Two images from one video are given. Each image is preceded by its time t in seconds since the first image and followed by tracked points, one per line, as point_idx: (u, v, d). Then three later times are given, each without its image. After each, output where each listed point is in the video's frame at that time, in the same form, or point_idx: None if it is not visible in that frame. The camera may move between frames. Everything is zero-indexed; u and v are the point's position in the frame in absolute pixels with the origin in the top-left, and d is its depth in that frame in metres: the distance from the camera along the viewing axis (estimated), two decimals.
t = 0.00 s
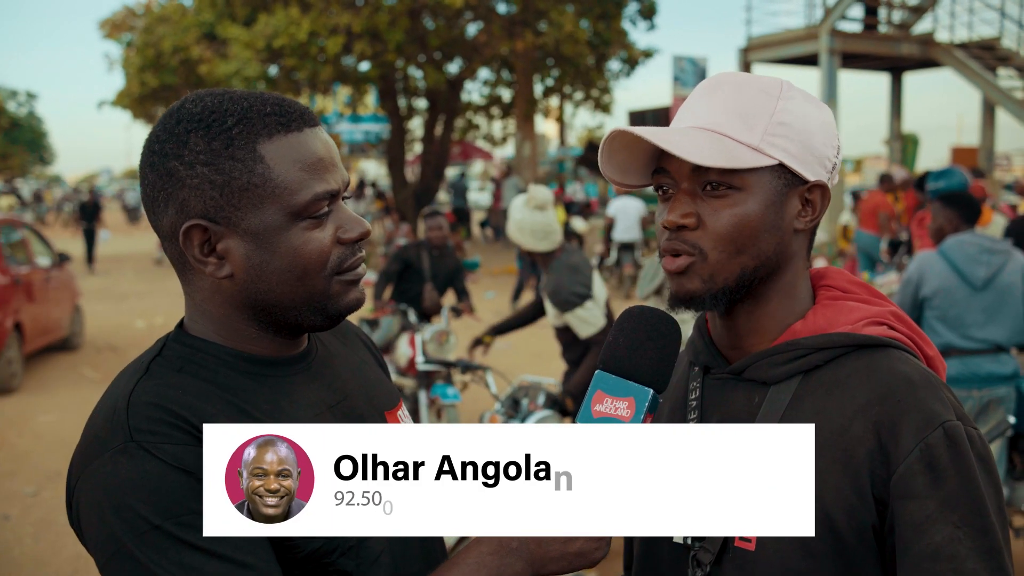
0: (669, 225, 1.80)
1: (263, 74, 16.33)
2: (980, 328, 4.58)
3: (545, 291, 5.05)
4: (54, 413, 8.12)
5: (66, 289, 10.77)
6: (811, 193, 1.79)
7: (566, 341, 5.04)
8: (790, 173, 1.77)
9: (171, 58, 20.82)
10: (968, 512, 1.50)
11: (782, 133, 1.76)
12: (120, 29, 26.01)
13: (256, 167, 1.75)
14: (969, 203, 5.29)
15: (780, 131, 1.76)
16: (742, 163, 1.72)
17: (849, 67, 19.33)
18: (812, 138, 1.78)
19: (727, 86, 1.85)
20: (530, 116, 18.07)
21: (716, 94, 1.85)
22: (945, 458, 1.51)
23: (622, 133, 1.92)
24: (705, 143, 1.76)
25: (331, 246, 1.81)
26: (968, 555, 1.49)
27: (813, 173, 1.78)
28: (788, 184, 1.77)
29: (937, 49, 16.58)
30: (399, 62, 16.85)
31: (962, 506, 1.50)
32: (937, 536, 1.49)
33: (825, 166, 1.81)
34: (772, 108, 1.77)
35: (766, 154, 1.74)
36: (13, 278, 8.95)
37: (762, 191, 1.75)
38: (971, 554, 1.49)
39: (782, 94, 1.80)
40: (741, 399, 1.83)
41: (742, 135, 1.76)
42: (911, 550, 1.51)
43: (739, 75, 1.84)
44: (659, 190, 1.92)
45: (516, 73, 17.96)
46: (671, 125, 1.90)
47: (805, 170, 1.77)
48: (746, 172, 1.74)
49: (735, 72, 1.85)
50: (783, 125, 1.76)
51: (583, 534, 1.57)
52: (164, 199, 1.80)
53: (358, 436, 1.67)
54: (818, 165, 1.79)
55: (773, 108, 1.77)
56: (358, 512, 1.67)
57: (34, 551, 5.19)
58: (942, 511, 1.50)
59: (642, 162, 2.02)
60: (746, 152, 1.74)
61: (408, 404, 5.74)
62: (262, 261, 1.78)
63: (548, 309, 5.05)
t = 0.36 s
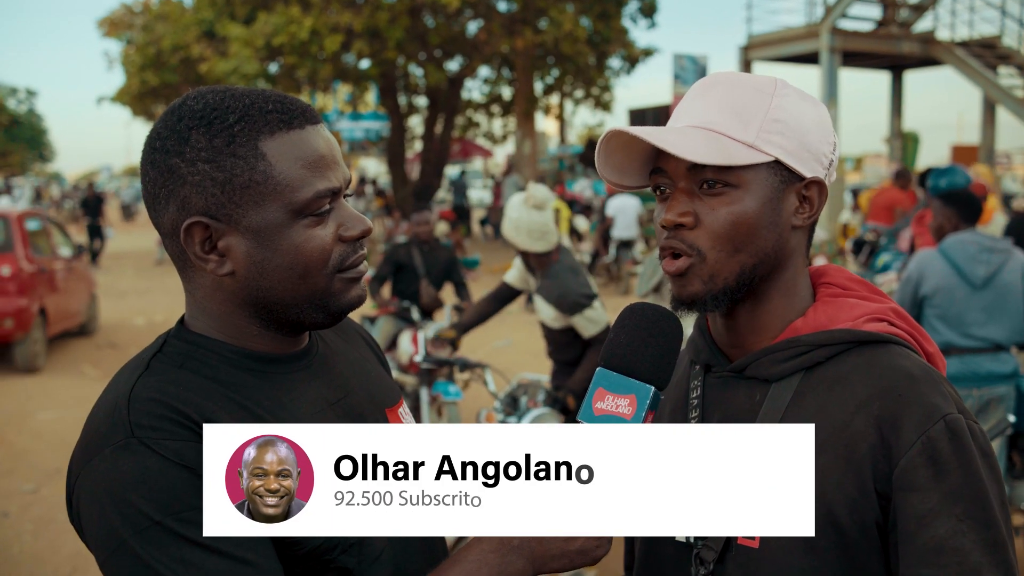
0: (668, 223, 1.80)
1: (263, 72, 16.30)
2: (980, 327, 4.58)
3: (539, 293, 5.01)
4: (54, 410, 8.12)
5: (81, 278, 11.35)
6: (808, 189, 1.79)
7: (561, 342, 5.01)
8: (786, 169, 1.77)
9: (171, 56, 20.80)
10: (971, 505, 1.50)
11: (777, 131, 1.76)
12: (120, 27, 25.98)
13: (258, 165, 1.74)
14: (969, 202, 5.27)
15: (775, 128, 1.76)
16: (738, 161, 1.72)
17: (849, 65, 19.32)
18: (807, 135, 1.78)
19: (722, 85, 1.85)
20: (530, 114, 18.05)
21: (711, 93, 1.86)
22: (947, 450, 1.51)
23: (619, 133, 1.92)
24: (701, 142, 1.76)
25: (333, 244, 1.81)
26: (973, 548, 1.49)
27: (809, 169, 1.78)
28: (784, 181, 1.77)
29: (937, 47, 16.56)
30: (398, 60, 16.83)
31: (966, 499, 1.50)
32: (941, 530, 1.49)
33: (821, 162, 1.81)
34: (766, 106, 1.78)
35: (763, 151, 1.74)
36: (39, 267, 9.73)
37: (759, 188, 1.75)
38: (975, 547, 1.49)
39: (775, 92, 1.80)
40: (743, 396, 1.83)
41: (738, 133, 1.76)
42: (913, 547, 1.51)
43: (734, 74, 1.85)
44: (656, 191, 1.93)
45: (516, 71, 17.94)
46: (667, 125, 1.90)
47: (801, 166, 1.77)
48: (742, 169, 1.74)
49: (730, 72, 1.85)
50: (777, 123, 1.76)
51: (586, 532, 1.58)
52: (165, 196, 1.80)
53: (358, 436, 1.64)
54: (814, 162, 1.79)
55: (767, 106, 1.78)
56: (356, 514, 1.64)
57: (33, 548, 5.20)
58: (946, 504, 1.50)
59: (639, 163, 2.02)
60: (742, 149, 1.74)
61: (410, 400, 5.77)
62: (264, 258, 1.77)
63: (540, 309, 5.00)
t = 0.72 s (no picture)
0: (670, 223, 1.79)
1: (262, 71, 16.29)
2: (977, 326, 4.58)
3: (533, 296, 4.99)
4: (53, 410, 8.11)
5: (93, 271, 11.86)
6: (812, 186, 1.78)
7: (556, 344, 4.97)
8: (788, 166, 1.76)
9: (171, 55, 20.79)
10: (980, 504, 1.49)
11: (778, 128, 1.75)
12: (119, 26, 25.97)
13: (260, 163, 1.74)
14: (971, 202, 5.25)
15: (776, 125, 1.75)
16: (738, 158, 1.72)
17: (849, 64, 19.32)
18: (809, 132, 1.77)
19: (723, 85, 1.85)
20: (529, 113, 18.04)
21: (713, 92, 1.85)
22: (954, 449, 1.51)
23: (620, 133, 1.91)
24: (702, 141, 1.76)
25: (336, 243, 1.80)
26: (981, 547, 1.48)
27: (812, 167, 1.76)
28: (786, 178, 1.76)
29: (937, 47, 16.55)
30: (398, 59, 16.82)
31: (974, 498, 1.49)
32: (948, 530, 1.49)
33: (824, 159, 1.79)
34: (767, 104, 1.77)
35: (763, 149, 1.74)
36: (56, 259, 10.18)
37: (760, 186, 1.74)
38: (983, 546, 1.48)
39: (777, 89, 1.79)
40: (748, 397, 1.83)
41: (738, 131, 1.76)
42: (917, 545, 1.51)
43: (735, 72, 1.84)
44: (659, 191, 1.92)
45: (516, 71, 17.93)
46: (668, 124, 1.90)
47: (804, 163, 1.75)
48: (743, 166, 1.74)
49: (732, 71, 1.85)
50: (779, 120, 1.75)
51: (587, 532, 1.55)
52: (168, 194, 1.79)
53: (360, 436, 1.62)
54: (816, 159, 1.78)
55: (768, 103, 1.77)
56: (356, 514, 1.62)
57: (32, 548, 5.18)
58: (953, 504, 1.49)
59: (641, 162, 2.01)
60: (743, 147, 1.74)
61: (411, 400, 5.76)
62: (266, 257, 1.77)
63: (534, 314, 4.98)
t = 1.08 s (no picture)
0: (668, 227, 1.79)
1: (256, 73, 16.30)
2: (976, 328, 4.57)
3: (525, 296, 4.95)
4: (50, 413, 8.09)
5: (95, 272, 12.41)
6: (809, 186, 1.78)
7: (546, 346, 4.99)
8: (785, 168, 1.76)
9: (167, 59, 20.78)
10: (982, 504, 1.49)
11: (774, 129, 1.75)
12: (114, 29, 25.97)
13: (261, 167, 1.73)
14: (968, 204, 5.26)
15: (771, 126, 1.75)
16: (735, 161, 1.72)
17: (844, 67, 19.36)
18: (805, 133, 1.77)
19: (717, 88, 1.85)
20: (525, 116, 18.06)
21: (707, 95, 1.85)
22: (956, 448, 1.51)
23: (615, 138, 1.91)
24: (699, 143, 1.76)
25: (336, 247, 1.80)
26: (986, 549, 1.48)
27: (808, 167, 1.77)
28: (784, 178, 1.76)
29: (931, 49, 16.60)
30: (393, 62, 16.82)
31: (978, 497, 1.49)
32: (950, 530, 1.49)
33: (820, 160, 1.79)
34: (762, 105, 1.77)
35: (759, 150, 1.74)
36: (66, 257, 10.87)
37: (759, 188, 1.74)
38: (990, 547, 1.48)
39: (771, 91, 1.79)
40: (748, 401, 1.83)
41: (734, 132, 1.76)
42: (919, 547, 1.52)
43: (729, 76, 1.84)
44: (656, 196, 1.92)
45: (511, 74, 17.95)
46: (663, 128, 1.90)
47: (800, 164, 1.76)
48: (740, 168, 1.74)
49: (726, 75, 1.85)
50: (773, 121, 1.76)
51: (587, 538, 1.56)
52: (167, 198, 1.79)
53: (358, 436, 1.60)
54: (813, 160, 1.78)
55: (762, 105, 1.77)
56: (356, 514, 1.61)
57: (29, 552, 5.16)
58: (956, 505, 1.49)
59: (637, 166, 2.01)
60: (739, 149, 1.74)
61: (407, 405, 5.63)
62: (266, 261, 1.76)
63: (526, 314, 4.97)
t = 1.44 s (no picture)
0: (667, 229, 1.79)
1: (259, 74, 16.31)
2: (980, 331, 4.57)
3: (524, 289, 5.00)
4: (54, 413, 8.10)
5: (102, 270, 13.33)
6: (810, 186, 1.78)
7: (538, 343, 5.03)
8: (784, 168, 1.75)
9: (171, 60, 20.81)
10: (990, 510, 1.49)
11: (771, 130, 1.74)
12: (119, 30, 26.01)
13: (265, 170, 1.73)
14: (972, 206, 5.26)
15: (768, 127, 1.74)
16: (730, 162, 1.72)
17: (848, 69, 19.33)
18: (805, 132, 1.76)
19: (716, 90, 1.85)
20: (529, 117, 18.05)
21: (705, 98, 1.85)
22: (964, 453, 1.50)
23: (612, 141, 1.92)
24: (695, 146, 1.76)
25: (340, 250, 1.80)
26: (997, 552, 1.48)
27: (809, 167, 1.76)
28: (783, 179, 1.75)
29: (936, 52, 16.58)
30: (396, 63, 16.81)
31: (983, 503, 1.49)
32: (958, 535, 1.48)
33: (821, 160, 1.78)
34: (759, 106, 1.76)
35: (757, 150, 1.73)
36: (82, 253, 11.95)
37: (756, 189, 1.74)
38: (997, 553, 1.47)
39: (769, 92, 1.79)
40: (753, 405, 1.82)
41: (730, 134, 1.76)
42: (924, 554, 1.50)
43: (726, 79, 1.84)
44: (657, 198, 1.92)
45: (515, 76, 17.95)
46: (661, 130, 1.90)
47: (800, 164, 1.75)
48: (736, 169, 1.74)
49: (723, 77, 1.85)
50: (770, 121, 1.75)
51: (592, 542, 1.55)
52: (172, 200, 1.78)
53: (358, 435, 1.59)
54: (814, 160, 1.77)
55: (759, 105, 1.76)
56: (356, 515, 1.60)
57: (31, 552, 5.17)
58: (964, 509, 1.49)
59: (638, 169, 2.01)
60: (735, 150, 1.73)
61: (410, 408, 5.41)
62: (270, 264, 1.76)
63: (519, 309, 4.99)
